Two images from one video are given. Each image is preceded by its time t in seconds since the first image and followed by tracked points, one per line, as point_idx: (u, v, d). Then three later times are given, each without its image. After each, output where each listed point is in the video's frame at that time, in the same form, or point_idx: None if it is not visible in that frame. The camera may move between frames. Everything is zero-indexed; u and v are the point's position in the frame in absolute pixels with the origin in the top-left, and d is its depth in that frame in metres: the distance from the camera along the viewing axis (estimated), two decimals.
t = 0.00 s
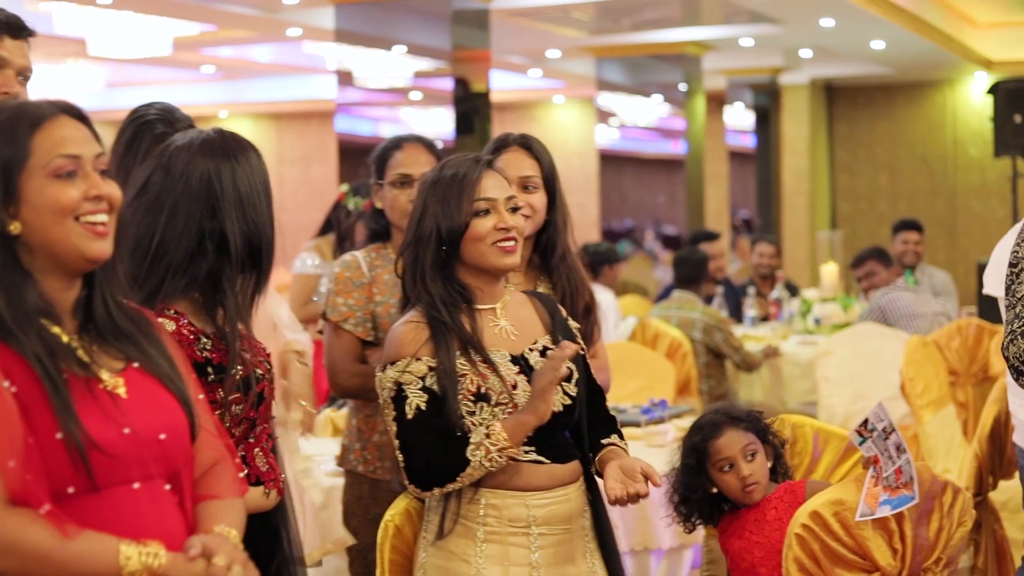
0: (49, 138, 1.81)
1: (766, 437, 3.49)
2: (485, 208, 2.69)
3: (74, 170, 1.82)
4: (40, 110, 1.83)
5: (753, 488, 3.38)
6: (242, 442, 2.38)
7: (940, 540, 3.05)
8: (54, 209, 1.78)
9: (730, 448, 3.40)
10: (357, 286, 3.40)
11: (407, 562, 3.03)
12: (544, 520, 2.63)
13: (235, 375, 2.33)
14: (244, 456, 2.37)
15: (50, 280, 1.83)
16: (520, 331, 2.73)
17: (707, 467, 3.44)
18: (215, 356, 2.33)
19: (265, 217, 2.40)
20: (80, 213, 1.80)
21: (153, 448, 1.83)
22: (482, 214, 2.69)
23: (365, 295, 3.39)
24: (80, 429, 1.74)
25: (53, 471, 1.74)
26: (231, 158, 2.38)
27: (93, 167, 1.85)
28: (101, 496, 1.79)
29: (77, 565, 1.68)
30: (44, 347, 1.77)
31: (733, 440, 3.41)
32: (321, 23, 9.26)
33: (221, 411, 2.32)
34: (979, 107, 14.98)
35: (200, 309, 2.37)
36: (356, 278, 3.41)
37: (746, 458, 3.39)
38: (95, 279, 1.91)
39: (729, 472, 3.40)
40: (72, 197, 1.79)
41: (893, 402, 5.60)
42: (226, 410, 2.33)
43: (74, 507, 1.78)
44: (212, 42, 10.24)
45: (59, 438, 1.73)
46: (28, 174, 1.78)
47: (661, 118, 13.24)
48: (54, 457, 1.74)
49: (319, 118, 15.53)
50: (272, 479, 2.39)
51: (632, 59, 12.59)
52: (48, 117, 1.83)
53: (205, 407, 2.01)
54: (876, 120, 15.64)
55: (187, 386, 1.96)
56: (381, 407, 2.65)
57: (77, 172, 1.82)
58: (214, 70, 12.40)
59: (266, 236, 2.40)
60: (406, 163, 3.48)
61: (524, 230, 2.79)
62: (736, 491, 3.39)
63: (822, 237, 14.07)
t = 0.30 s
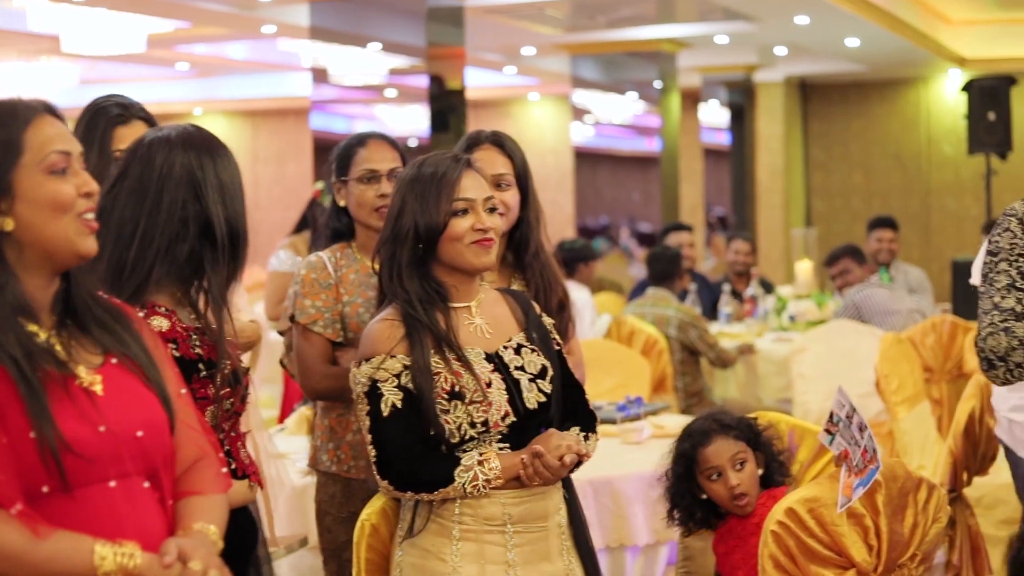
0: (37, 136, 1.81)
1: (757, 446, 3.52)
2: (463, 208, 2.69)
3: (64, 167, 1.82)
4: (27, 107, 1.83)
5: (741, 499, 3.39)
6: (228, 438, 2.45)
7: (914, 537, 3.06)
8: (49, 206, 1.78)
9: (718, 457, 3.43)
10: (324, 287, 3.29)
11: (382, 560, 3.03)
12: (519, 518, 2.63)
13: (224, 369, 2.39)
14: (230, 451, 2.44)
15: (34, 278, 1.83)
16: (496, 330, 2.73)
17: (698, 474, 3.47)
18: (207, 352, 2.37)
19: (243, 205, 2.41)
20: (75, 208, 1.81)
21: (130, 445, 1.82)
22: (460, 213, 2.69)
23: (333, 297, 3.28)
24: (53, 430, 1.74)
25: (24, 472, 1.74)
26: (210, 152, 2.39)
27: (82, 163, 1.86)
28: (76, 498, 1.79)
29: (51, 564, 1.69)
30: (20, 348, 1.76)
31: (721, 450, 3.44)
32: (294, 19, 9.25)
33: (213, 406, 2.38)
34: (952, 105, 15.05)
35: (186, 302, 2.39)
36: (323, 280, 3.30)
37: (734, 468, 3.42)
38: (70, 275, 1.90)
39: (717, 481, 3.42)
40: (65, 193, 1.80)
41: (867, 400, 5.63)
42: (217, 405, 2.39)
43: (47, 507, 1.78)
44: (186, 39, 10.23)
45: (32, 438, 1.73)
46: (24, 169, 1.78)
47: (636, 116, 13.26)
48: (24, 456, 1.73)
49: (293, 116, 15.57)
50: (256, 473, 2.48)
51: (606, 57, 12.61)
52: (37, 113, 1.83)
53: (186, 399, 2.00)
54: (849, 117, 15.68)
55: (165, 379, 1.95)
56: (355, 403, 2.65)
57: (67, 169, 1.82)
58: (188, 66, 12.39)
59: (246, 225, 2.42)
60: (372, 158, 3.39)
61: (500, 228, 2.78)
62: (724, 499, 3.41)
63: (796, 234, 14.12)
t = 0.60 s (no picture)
0: (18, 135, 1.80)
1: (731, 444, 3.53)
2: (447, 211, 2.68)
3: (49, 165, 1.81)
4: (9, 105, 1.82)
5: (718, 496, 3.40)
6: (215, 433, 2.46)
7: (896, 534, 3.08)
8: (34, 204, 1.78)
9: (693, 456, 3.44)
10: (315, 280, 3.28)
11: (366, 560, 3.02)
12: (502, 515, 2.63)
13: (219, 366, 2.39)
14: (215, 445, 2.46)
15: (18, 277, 1.82)
16: (475, 328, 2.73)
17: (674, 475, 3.47)
18: (203, 349, 2.36)
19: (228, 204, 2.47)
20: (60, 207, 1.81)
21: (113, 445, 1.82)
22: (444, 217, 2.69)
23: (323, 291, 3.27)
24: (35, 430, 1.73)
25: (4, 473, 1.73)
26: (205, 151, 2.43)
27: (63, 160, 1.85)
28: (57, 499, 1.78)
29: (33, 564, 1.69)
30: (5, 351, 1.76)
31: (698, 449, 3.45)
32: (276, 17, 9.25)
33: (209, 403, 2.39)
34: (934, 102, 15.12)
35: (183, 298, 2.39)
36: (314, 274, 3.28)
37: (709, 466, 3.43)
38: (56, 275, 1.90)
39: (692, 479, 3.43)
40: (50, 190, 1.79)
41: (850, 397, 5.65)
42: (212, 402, 2.40)
43: (27, 507, 1.77)
44: (169, 38, 10.21)
45: (13, 438, 1.73)
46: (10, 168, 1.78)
47: (618, 114, 13.27)
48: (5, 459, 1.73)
49: (276, 115, 15.57)
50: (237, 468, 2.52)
51: (589, 55, 12.61)
52: (17, 114, 1.82)
53: (171, 401, 1.99)
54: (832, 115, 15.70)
55: (150, 378, 1.95)
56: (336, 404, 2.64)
57: (52, 168, 1.82)
58: (170, 65, 12.38)
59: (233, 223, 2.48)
60: (365, 156, 3.40)
61: (480, 228, 2.79)
62: (700, 497, 3.41)
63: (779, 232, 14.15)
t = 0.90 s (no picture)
0: None
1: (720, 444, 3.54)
2: (428, 210, 2.68)
3: (6, 160, 1.80)
4: None
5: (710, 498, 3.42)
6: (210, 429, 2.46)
7: (880, 533, 3.05)
8: None
9: (684, 458, 3.46)
10: (311, 283, 3.25)
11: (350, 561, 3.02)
12: (485, 514, 2.63)
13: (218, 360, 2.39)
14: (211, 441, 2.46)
15: None
16: (452, 326, 2.73)
17: (664, 476, 3.48)
18: (201, 344, 2.36)
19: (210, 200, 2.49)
20: (16, 200, 1.79)
21: (98, 445, 1.82)
22: (425, 215, 2.68)
23: (321, 293, 3.24)
24: (17, 427, 1.73)
25: None
26: (189, 149, 2.43)
27: (24, 154, 1.84)
28: (47, 495, 1.79)
29: (23, 563, 1.72)
30: None
31: (688, 451, 3.46)
32: (259, 17, 9.24)
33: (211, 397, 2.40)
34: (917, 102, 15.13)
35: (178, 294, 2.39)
36: (311, 275, 3.26)
37: (701, 468, 3.45)
38: (37, 271, 1.89)
39: (684, 482, 3.45)
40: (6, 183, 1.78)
41: (832, 397, 5.66)
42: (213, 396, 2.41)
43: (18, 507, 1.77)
44: (151, 38, 10.20)
45: None
46: None
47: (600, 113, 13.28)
48: None
49: (259, 114, 15.57)
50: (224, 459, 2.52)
51: (572, 55, 12.62)
52: None
53: (154, 401, 1.98)
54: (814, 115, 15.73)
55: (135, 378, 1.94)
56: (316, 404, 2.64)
57: (10, 162, 1.80)
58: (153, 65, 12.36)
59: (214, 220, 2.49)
60: (355, 158, 3.40)
61: (459, 228, 2.78)
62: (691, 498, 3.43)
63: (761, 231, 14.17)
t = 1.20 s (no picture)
0: None
1: (696, 439, 3.57)
2: (402, 208, 2.68)
3: None
4: None
5: (683, 488, 3.44)
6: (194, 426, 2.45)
7: (858, 532, 3.08)
8: None
9: (657, 447, 3.49)
10: (290, 284, 3.24)
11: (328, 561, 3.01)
12: (465, 514, 2.63)
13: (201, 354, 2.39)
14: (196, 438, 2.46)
15: None
16: (430, 323, 2.73)
17: (638, 468, 3.51)
18: (186, 337, 2.33)
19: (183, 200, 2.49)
20: None
21: (51, 440, 1.82)
22: (399, 213, 2.68)
23: (298, 294, 3.23)
24: None
25: None
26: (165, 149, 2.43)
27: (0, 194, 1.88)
28: None
29: None
30: None
31: (661, 442, 3.49)
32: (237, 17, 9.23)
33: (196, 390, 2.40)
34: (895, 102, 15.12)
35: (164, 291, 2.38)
36: (289, 276, 3.25)
37: (673, 458, 3.46)
38: None
39: (656, 472, 3.47)
40: None
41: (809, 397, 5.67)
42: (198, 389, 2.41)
43: None
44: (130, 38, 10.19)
45: None
46: None
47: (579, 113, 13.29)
48: None
49: (238, 113, 15.58)
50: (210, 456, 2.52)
51: (551, 55, 12.63)
52: None
53: (114, 392, 1.97)
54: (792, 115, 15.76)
55: (93, 371, 1.93)
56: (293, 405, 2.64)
57: None
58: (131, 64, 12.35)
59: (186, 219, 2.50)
60: (329, 161, 3.40)
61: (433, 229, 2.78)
62: (664, 490, 3.45)
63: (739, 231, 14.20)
